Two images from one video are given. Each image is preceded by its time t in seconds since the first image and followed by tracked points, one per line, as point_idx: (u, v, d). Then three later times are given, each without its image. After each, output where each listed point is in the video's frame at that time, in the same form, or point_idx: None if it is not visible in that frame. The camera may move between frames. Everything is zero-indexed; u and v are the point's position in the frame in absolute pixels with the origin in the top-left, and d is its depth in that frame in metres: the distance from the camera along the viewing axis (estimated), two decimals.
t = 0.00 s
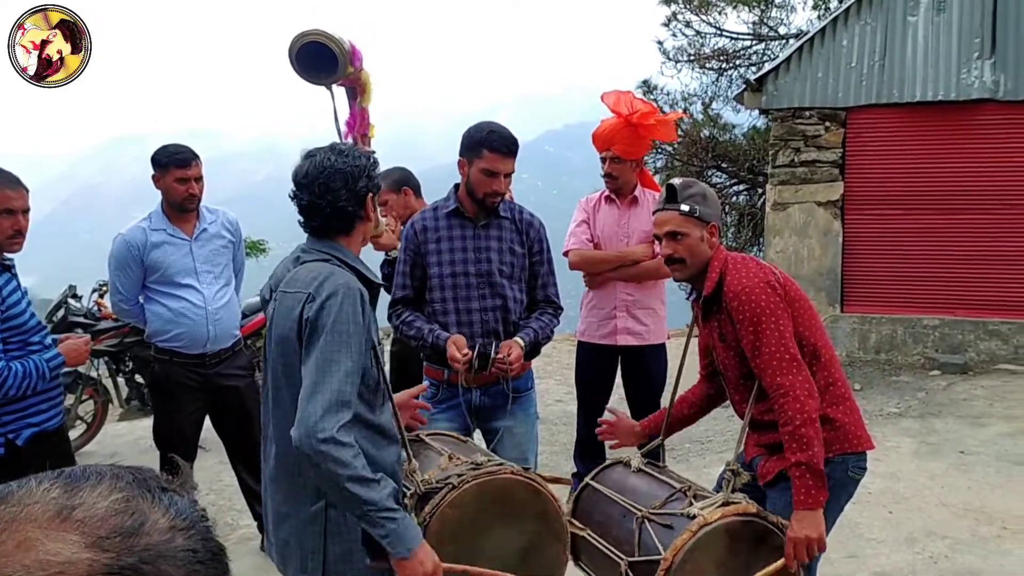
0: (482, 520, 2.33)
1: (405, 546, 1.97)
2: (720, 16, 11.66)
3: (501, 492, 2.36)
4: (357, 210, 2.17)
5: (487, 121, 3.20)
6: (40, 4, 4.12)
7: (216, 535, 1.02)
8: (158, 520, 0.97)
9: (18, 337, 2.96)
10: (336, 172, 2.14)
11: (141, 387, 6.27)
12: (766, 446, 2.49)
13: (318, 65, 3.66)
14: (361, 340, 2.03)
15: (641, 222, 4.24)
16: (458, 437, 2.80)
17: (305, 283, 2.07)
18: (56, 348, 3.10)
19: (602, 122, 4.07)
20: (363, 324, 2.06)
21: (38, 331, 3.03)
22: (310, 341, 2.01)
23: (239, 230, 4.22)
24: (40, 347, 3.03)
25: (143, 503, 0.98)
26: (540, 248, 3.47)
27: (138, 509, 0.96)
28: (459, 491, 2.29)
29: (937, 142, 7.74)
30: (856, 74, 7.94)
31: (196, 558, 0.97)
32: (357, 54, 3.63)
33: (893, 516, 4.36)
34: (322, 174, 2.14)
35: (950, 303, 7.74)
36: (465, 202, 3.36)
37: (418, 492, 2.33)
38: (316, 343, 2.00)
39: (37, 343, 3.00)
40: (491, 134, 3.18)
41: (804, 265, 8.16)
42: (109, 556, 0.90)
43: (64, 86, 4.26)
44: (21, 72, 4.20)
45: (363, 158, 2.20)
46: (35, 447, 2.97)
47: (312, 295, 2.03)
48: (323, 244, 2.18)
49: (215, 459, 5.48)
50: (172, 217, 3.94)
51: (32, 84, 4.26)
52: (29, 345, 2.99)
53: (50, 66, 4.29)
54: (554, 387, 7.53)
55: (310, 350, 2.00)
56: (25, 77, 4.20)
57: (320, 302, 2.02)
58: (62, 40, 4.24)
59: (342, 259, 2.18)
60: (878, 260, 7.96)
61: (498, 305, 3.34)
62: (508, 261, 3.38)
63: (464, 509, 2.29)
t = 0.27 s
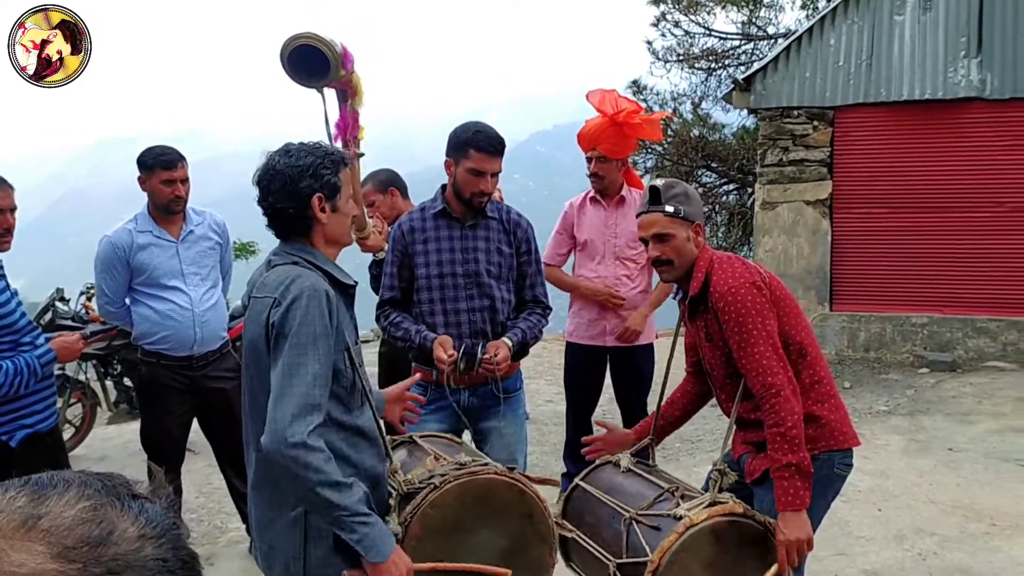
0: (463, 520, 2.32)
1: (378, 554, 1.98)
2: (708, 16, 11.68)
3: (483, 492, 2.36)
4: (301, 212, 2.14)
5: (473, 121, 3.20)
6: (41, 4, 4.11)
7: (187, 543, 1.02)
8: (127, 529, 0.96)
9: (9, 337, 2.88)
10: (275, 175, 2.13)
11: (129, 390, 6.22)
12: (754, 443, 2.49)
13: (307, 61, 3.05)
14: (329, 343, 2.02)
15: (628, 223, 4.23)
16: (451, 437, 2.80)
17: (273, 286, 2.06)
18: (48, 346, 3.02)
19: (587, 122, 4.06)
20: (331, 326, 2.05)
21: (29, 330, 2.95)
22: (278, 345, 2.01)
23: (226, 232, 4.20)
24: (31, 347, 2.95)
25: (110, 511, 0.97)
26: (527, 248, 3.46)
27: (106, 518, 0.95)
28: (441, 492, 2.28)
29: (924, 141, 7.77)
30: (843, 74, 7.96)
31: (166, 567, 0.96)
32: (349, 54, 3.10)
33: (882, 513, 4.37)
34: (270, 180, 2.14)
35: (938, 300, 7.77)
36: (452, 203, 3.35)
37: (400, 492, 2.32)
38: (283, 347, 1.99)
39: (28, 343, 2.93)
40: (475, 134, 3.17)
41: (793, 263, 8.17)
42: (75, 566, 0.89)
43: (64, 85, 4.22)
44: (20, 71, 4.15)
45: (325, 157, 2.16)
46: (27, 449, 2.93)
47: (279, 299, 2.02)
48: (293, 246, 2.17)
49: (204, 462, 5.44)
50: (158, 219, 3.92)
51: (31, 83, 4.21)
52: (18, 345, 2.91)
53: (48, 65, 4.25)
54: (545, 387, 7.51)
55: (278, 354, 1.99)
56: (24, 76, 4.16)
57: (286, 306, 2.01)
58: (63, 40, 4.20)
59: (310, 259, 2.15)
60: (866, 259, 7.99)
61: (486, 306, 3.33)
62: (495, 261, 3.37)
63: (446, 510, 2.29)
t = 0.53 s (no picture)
0: (453, 527, 2.31)
1: (370, 554, 1.95)
2: (700, 15, 11.69)
3: (471, 497, 2.34)
4: (283, 217, 2.14)
5: (465, 122, 3.20)
6: (42, 4, 4.10)
7: (166, 552, 1.05)
8: (107, 538, 0.99)
9: None
10: (255, 181, 2.13)
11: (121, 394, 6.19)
12: (745, 443, 2.49)
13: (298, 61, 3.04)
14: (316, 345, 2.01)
15: (621, 223, 4.23)
16: (448, 440, 2.79)
17: (260, 290, 2.05)
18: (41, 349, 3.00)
19: (579, 120, 4.06)
20: (318, 330, 2.04)
21: (19, 334, 2.93)
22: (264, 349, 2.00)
23: (217, 235, 4.19)
24: (21, 350, 2.93)
25: (91, 521, 0.99)
26: (519, 248, 3.45)
27: (86, 528, 0.98)
28: (429, 497, 2.27)
29: (915, 139, 7.79)
30: (834, 72, 7.98)
31: None
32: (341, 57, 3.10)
33: (875, 511, 4.38)
34: (251, 186, 2.14)
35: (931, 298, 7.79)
36: (443, 204, 3.35)
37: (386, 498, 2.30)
38: (268, 350, 1.99)
39: (18, 347, 2.91)
40: (466, 134, 3.17)
41: (785, 262, 8.18)
42: None
43: (62, 86, 4.19)
44: (19, 71, 4.13)
45: (308, 161, 2.16)
46: (18, 453, 2.91)
47: (266, 302, 2.02)
48: (280, 249, 2.16)
49: (197, 466, 5.42)
50: (149, 222, 3.90)
51: (29, 83, 4.19)
52: (9, 348, 2.89)
53: (47, 65, 4.23)
54: (539, 388, 7.51)
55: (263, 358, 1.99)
56: (22, 76, 4.14)
57: (272, 310, 2.00)
58: (63, 41, 4.18)
59: (301, 263, 2.14)
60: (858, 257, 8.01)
61: (478, 306, 3.33)
62: (486, 262, 3.37)
63: (434, 515, 2.28)
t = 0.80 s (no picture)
0: (455, 530, 2.30)
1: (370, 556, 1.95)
2: (696, 15, 11.71)
3: (473, 501, 2.33)
4: (278, 221, 2.14)
5: (461, 122, 3.20)
6: (45, 5, 4.09)
7: (163, 560, 1.04)
8: (103, 549, 0.98)
9: None
10: (248, 186, 2.13)
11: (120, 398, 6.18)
12: (742, 442, 2.49)
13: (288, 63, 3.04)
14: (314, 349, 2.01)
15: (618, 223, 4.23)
16: (448, 441, 2.78)
17: (258, 294, 2.05)
18: (32, 357, 3.00)
19: (580, 120, 4.06)
20: (315, 334, 2.04)
21: (12, 341, 2.93)
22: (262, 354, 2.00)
23: (214, 238, 4.18)
24: (14, 357, 2.92)
25: (87, 531, 0.99)
26: (515, 249, 3.45)
27: (81, 539, 0.98)
28: (429, 502, 2.27)
29: (911, 136, 7.80)
30: (830, 70, 7.99)
31: None
32: (332, 58, 3.12)
33: (874, 508, 4.38)
34: (245, 190, 2.13)
35: (928, 295, 7.79)
36: (440, 205, 3.34)
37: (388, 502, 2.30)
38: (266, 355, 1.99)
39: (11, 354, 2.90)
40: (462, 135, 3.18)
41: (783, 261, 8.19)
42: None
43: (62, 86, 4.18)
44: (18, 70, 4.12)
45: (302, 163, 2.15)
46: (14, 459, 2.90)
47: (264, 306, 2.01)
48: (275, 252, 2.16)
49: (196, 469, 5.41)
50: (145, 226, 3.90)
51: (28, 83, 4.17)
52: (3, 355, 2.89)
53: (47, 66, 4.21)
54: (538, 388, 7.50)
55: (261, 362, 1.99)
56: (21, 75, 4.12)
57: (269, 314, 2.00)
58: (63, 41, 4.18)
59: (299, 265, 2.14)
60: (856, 255, 8.01)
61: (475, 307, 3.32)
62: (483, 263, 3.36)
63: (435, 520, 2.27)
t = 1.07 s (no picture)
0: (458, 533, 2.31)
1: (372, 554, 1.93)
2: (696, 14, 11.71)
3: (476, 503, 2.34)
4: (278, 224, 2.15)
5: (461, 123, 3.21)
6: (45, 4, 4.09)
7: (186, 563, 1.01)
8: (124, 552, 0.94)
9: None
10: (248, 189, 2.13)
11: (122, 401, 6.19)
12: (744, 442, 2.49)
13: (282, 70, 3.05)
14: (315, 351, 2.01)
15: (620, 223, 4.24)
16: (452, 442, 2.78)
17: (259, 297, 2.06)
18: (32, 361, 3.01)
19: (584, 120, 4.08)
20: (316, 335, 2.05)
21: (11, 346, 2.93)
22: (262, 356, 2.01)
23: (215, 240, 4.20)
24: (14, 362, 2.93)
25: (107, 534, 0.95)
26: (516, 248, 3.46)
27: (101, 542, 0.94)
28: (433, 504, 2.27)
29: (911, 135, 7.81)
30: (830, 69, 8.00)
31: None
32: (327, 62, 3.12)
33: (877, 507, 4.38)
34: (245, 193, 2.14)
35: (930, 293, 7.79)
36: (441, 207, 3.35)
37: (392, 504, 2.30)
38: (266, 357, 1.99)
39: (11, 359, 2.91)
40: (464, 136, 3.19)
41: (784, 260, 8.19)
42: None
43: (63, 86, 4.21)
44: (17, 68, 4.13)
45: (302, 167, 2.16)
46: (14, 464, 2.91)
47: (265, 308, 2.02)
48: (276, 255, 2.17)
49: (198, 471, 5.41)
50: (147, 228, 3.91)
51: (27, 82, 4.19)
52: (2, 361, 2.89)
53: (46, 65, 4.23)
54: (540, 389, 7.50)
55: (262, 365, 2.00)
56: (20, 74, 4.14)
57: (270, 316, 2.01)
58: (63, 41, 4.19)
59: (302, 267, 2.15)
60: (857, 255, 8.01)
61: (477, 308, 3.33)
62: (485, 263, 3.37)
63: (439, 522, 2.28)
